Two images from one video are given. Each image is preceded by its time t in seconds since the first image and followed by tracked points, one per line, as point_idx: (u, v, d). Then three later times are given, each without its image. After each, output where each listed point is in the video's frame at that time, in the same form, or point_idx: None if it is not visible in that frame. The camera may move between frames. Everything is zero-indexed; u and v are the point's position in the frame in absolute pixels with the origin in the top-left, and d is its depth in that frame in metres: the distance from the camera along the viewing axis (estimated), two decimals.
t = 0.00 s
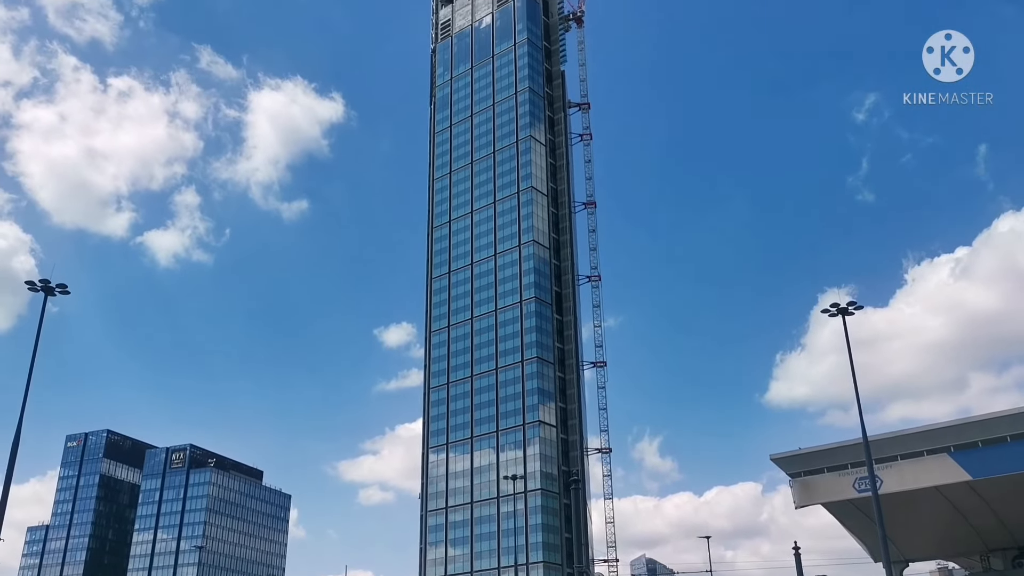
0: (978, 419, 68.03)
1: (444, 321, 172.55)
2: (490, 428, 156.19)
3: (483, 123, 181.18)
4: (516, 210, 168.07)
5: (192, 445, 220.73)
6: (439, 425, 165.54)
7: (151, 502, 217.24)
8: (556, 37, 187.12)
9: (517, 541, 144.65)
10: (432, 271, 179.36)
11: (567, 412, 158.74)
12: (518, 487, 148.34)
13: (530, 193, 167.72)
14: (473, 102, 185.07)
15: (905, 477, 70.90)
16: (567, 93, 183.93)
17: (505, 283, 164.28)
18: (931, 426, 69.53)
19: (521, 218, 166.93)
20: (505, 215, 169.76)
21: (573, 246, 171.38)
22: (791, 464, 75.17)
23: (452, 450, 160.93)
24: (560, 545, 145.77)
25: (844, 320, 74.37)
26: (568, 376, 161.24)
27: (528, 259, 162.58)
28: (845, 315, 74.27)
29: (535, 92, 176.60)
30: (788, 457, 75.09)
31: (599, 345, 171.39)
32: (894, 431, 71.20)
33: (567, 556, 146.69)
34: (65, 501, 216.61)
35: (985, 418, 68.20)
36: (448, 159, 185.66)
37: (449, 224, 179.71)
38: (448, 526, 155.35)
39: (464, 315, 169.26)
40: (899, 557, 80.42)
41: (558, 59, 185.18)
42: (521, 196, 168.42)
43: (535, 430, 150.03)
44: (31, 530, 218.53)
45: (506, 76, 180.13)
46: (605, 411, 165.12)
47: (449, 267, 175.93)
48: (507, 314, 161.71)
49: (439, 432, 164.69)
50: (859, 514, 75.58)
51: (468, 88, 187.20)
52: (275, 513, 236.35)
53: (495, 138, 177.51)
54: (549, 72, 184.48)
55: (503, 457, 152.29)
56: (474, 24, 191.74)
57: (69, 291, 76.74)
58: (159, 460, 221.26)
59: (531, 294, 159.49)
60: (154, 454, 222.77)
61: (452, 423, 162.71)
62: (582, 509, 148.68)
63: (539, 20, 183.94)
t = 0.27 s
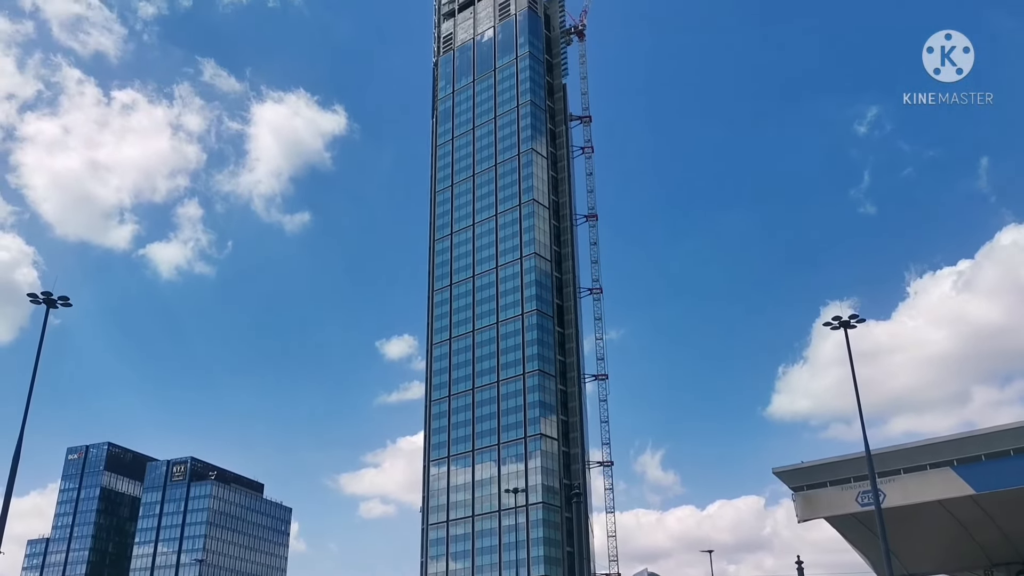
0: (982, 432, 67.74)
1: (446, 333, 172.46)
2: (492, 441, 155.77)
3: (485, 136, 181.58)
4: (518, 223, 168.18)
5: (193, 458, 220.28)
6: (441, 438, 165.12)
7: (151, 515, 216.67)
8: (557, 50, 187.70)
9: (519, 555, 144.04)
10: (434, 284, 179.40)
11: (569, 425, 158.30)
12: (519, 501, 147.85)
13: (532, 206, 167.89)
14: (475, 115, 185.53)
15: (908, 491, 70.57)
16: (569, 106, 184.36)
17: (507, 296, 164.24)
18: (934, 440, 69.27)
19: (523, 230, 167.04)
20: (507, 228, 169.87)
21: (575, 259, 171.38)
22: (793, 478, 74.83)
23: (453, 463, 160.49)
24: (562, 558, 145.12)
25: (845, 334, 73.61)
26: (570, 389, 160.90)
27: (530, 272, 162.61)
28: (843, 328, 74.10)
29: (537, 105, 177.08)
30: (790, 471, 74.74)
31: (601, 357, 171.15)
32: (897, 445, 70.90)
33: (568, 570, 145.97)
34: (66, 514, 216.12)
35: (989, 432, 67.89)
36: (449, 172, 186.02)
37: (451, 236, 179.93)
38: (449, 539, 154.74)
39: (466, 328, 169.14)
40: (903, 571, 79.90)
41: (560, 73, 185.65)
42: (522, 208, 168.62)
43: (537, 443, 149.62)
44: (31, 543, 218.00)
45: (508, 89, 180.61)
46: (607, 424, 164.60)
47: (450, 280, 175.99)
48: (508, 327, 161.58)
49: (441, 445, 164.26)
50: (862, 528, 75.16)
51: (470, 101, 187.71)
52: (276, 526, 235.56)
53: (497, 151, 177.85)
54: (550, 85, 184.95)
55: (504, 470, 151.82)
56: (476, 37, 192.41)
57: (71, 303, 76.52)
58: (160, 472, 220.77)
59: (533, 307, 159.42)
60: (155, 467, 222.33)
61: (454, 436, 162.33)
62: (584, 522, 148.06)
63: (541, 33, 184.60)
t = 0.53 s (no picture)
0: (991, 450, 67.26)
1: (451, 350, 172.37)
2: (497, 458, 155.25)
3: (491, 152, 182.13)
4: (523, 239, 168.34)
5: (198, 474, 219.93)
6: (446, 455, 164.64)
7: (156, 532, 216.19)
8: (563, 68, 188.47)
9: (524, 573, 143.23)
10: (440, 300, 179.51)
11: (575, 442, 157.78)
12: (525, 518, 147.18)
13: (538, 222, 168.08)
14: (481, 132, 186.18)
15: (917, 510, 70.05)
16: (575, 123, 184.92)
17: (512, 312, 164.20)
18: (942, 458, 68.85)
19: (529, 247, 167.16)
20: (512, 244, 170.04)
21: (580, 275, 171.32)
22: (800, 496, 74.33)
23: (458, 480, 159.95)
24: None
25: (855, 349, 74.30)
26: (576, 406, 160.45)
27: (536, 288, 162.60)
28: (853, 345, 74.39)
29: (543, 122, 177.67)
30: (797, 489, 74.28)
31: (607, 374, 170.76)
32: (905, 463, 70.47)
33: None
34: (71, 531, 215.80)
35: (998, 450, 67.44)
36: (456, 189, 186.52)
37: (457, 252, 180.23)
38: (455, 557, 153.97)
39: (472, 344, 169.02)
40: None
41: (566, 90, 186.34)
42: (528, 225, 168.84)
43: (543, 460, 149.09)
44: (36, 560, 217.64)
45: (514, 106, 181.29)
46: (613, 441, 163.92)
47: (456, 296, 176.10)
48: (514, 343, 161.41)
49: (446, 462, 163.78)
50: (870, 547, 74.59)
51: (476, 118, 188.43)
52: (280, 543, 234.74)
53: (503, 167, 178.32)
54: (557, 102, 185.61)
55: (510, 488, 151.20)
56: (483, 55, 193.38)
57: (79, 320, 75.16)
58: (165, 489, 220.44)
59: (538, 323, 159.31)
60: (160, 484, 222.05)
61: (459, 453, 161.87)
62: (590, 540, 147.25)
63: (547, 51, 185.44)
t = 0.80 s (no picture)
0: (994, 466, 66.96)
1: (453, 365, 172.16)
2: (499, 474, 154.67)
3: (493, 168, 182.53)
4: (525, 255, 168.40)
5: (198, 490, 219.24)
6: (447, 471, 164.10)
7: (156, 548, 215.37)
8: (564, 84, 189.18)
9: None
10: (442, 315, 179.48)
11: (577, 458, 157.21)
12: (526, 535, 146.49)
13: (539, 238, 168.24)
14: (482, 148, 186.68)
15: (920, 526, 69.66)
16: (576, 139, 185.43)
17: (514, 327, 164.07)
18: (946, 475, 68.57)
19: (530, 262, 167.22)
20: (514, 260, 170.09)
21: (582, 291, 171.20)
22: (803, 513, 73.93)
23: (460, 497, 159.36)
24: None
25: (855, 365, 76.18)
26: (577, 422, 159.95)
27: (538, 304, 162.53)
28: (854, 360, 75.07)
29: (544, 138, 178.12)
30: (800, 505, 73.89)
31: (609, 390, 170.34)
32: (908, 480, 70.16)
33: None
34: (70, 547, 214.97)
35: (1001, 466, 67.14)
36: (457, 205, 186.86)
37: (458, 268, 180.36)
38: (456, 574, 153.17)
39: (473, 359, 168.82)
40: None
41: (567, 106, 186.99)
42: (530, 241, 168.98)
43: (544, 476, 148.49)
44: None
45: (516, 122, 181.80)
46: (615, 457, 163.31)
47: (458, 311, 176.06)
48: (516, 359, 161.19)
49: (447, 478, 163.25)
50: (874, 564, 74.14)
51: (478, 134, 188.96)
52: (281, 560, 233.67)
53: (504, 183, 178.65)
54: (558, 118, 186.18)
55: (512, 504, 150.55)
56: (484, 71, 194.14)
57: (79, 336, 79.06)
58: (166, 505, 219.73)
59: (540, 339, 159.16)
60: (160, 500, 221.41)
61: (460, 469, 161.37)
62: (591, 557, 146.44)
63: (548, 67, 186.20)
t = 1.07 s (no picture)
0: (997, 478, 66.81)
1: (455, 375, 172.04)
2: (501, 485, 154.33)
3: (495, 179, 182.79)
4: (527, 265, 168.48)
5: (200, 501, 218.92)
6: (449, 481, 163.78)
7: (158, 559, 214.93)
8: (567, 95, 189.59)
9: None
10: (444, 325, 179.51)
11: (579, 469, 156.87)
12: (528, 546, 146.05)
13: (541, 248, 168.37)
14: (485, 159, 186.97)
15: (923, 538, 69.38)
16: (578, 150, 185.74)
17: (516, 338, 164.00)
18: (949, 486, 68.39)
19: (532, 272, 167.25)
20: (516, 270, 170.15)
21: (584, 301, 171.15)
22: (807, 524, 73.72)
23: (461, 507, 159.01)
24: None
25: (857, 380, 78.51)
26: (579, 433, 159.68)
27: (539, 314, 162.51)
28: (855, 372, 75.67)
29: (546, 149, 178.40)
30: (804, 517, 73.70)
31: (611, 400, 170.11)
32: (912, 491, 69.94)
33: None
34: (72, 557, 214.51)
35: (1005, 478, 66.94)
36: (459, 215, 187.13)
37: (460, 278, 180.46)
38: None
39: (475, 370, 168.68)
40: None
41: (569, 117, 187.35)
42: (532, 251, 169.08)
43: (546, 487, 148.14)
44: None
45: (518, 133, 182.12)
46: (617, 468, 162.88)
47: (460, 322, 176.08)
48: (518, 369, 161.08)
49: (449, 489, 162.93)
50: None
51: (480, 145, 189.28)
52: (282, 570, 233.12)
53: (506, 193, 178.84)
54: (560, 129, 186.50)
55: (513, 515, 150.17)
56: (487, 82, 194.64)
57: (82, 345, 79.94)
58: (167, 515, 219.37)
59: (542, 349, 159.05)
60: (161, 510, 221.07)
61: (462, 479, 161.05)
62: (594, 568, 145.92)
63: (550, 78, 186.65)
